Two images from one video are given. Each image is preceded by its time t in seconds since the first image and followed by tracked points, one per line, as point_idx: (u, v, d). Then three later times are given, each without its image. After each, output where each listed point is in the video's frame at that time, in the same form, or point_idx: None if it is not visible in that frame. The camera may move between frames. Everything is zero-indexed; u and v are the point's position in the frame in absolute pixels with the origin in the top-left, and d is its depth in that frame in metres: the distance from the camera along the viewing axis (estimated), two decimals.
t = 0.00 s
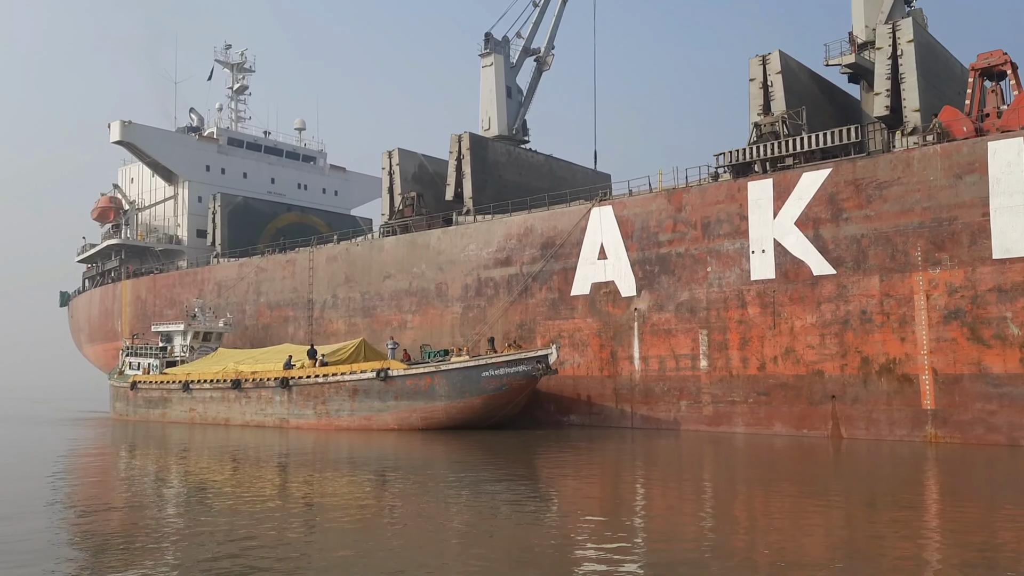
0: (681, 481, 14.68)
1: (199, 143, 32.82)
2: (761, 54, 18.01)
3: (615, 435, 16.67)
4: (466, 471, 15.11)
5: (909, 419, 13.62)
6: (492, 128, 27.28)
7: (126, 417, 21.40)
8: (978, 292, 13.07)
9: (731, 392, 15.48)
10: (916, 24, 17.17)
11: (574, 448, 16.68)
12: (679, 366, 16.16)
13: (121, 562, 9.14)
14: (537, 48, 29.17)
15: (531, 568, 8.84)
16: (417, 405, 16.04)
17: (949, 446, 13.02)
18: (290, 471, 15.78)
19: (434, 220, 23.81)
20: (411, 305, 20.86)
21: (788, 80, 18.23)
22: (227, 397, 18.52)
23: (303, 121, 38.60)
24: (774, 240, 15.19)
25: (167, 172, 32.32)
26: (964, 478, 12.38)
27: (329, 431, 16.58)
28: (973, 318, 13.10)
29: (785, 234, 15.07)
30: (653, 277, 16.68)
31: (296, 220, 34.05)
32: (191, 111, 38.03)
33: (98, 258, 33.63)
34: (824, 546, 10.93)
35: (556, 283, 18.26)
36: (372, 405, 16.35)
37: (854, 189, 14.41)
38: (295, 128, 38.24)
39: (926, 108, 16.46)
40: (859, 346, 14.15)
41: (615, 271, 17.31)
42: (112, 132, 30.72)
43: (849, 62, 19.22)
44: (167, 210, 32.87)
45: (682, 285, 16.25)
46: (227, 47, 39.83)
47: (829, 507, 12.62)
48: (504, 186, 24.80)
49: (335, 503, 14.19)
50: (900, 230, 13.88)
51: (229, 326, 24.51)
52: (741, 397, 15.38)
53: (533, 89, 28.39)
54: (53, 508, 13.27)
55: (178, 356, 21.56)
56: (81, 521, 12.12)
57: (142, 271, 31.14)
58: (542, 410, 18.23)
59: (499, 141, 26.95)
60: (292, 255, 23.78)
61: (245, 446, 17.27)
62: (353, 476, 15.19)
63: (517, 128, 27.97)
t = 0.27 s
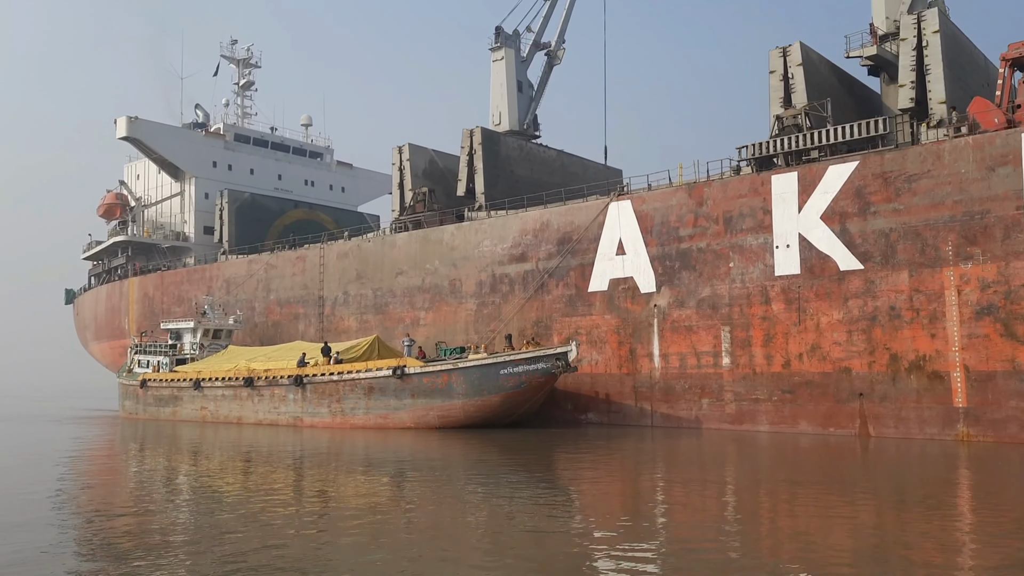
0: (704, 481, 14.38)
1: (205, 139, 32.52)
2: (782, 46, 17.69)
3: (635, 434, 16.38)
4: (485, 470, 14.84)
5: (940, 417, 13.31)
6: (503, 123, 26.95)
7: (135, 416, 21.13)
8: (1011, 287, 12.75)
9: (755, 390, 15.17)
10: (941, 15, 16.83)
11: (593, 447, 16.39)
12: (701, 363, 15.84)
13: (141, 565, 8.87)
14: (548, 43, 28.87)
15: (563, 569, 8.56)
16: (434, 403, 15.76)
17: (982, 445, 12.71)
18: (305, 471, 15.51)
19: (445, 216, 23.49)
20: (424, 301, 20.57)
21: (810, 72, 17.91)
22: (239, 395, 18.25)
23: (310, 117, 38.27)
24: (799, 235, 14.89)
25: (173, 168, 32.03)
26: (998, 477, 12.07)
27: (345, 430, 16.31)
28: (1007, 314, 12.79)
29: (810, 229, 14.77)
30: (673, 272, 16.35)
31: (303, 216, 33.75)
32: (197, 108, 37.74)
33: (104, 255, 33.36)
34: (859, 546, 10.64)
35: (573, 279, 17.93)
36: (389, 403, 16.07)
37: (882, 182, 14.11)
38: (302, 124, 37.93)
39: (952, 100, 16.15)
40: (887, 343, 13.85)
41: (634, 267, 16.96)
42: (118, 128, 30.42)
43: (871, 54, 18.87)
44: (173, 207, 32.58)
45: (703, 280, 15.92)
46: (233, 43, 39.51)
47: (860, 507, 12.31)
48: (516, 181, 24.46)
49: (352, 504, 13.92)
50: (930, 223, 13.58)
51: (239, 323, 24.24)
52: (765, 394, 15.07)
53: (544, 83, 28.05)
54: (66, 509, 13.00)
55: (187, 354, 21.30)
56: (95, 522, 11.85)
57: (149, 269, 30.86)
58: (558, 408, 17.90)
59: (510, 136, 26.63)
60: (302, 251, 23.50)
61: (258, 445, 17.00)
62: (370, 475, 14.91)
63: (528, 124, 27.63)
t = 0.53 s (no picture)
0: (726, 481, 14.11)
1: (212, 136, 32.26)
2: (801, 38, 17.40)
3: (653, 433, 16.10)
4: (502, 471, 14.59)
5: (968, 416, 13.02)
6: (513, 119, 26.66)
7: (144, 415, 20.90)
8: None
9: (777, 389, 14.91)
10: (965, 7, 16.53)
11: (610, 447, 16.13)
12: (721, 362, 15.57)
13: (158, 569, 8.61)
14: (558, 37, 28.57)
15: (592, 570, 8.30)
16: (450, 401, 15.49)
17: (1013, 445, 12.42)
18: (319, 471, 15.26)
19: (457, 213, 23.22)
20: (436, 299, 20.32)
21: (829, 65, 17.62)
22: (250, 394, 18.01)
23: (316, 114, 38.01)
24: (822, 231, 14.62)
25: (179, 165, 31.78)
26: None
27: (358, 429, 16.06)
28: None
29: (834, 224, 14.49)
30: (692, 269, 16.06)
31: (310, 213, 33.48)
32: (202, 104, 37.53)
33: (110, 252, 33.13)
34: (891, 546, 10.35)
35: (588, 276, 17.65)
36: (403, 402, 15.81)
37: (908, 177, 13.82)
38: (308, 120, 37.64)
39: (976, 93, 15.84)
40: (914, 341, 13.57)
41: (651, 264, 16.67)
42: (124, 124, 30.17)
43: (891, 47, 18.57)
44: (179, 204, 32.33)
45: (723, 277, 15.65)
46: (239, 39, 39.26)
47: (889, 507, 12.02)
48: (527, 177, 24.18)
49: (368, 504, 13.68)
50: (959, 219, 13.28)
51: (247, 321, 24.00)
52: (787, 393, 14.80)
53: (554, 78, 27.76)
54: (79, 509, 12.78)
55: (196, 352, 21.07)
56: (111, 523, 11.64)
57: (155, 266, 30.62)
58: (574, 407, 17.61)
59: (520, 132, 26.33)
60: (311, 248, 23.26)
61: (270, 444, 16.76)
62: (385, 476, 14.65)
63: (538, 119, 27.35)
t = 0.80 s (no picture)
0: (745, 480, 13.89)
1: (217, 132, 32.03)
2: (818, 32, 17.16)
3: (669, 432, 15.88)
4: (518, 471, 14.38)
5: (994, 415, 12.79)
6: (522, 115, 26.41)
7: (151, 413, 20.68)
8: None
9: (796, 387, 14.69)
10: None
11: (626, 445, 15.91)
12: (739, 359, 15.34)
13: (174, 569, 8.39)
14: (567, 32, 28.29)
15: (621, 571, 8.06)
16: (464, 400, 15.27)
17: None
18: (331, 471, 15.03)
19: (466, 209, 23.00)
20: (446, 296, 20.10)
21: (847, 59, 17.37)
22: (260, 392, 17.79)
23: (321, 111, 37.78)
24: (843, 226, 14.39)
25: (184, 162, 31.55)
26: None
27: (371, 428, 15.85)
28: None
29: (855, 220, 14.26)
30: (709, 266, 15.83)
31: (316, 210, 33.26)
32: (206, 101, 37.30)
33: (114, 249, 32.91)
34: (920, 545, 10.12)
35: (602, 273, 17.40)
36: (417, 400, 15.59)
37: (932, 171, 13.59)
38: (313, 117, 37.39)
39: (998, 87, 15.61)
40: (938, 338, 13.34)
41: (667, 260, 16.43)
42: (129, 120, 29.94)
43: (909, 41, 18.32)
44: (184, 201, 32.10)
45: (741, 274, 15.42)
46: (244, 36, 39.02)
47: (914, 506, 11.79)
48: (537, 173, 23.95)
49: (383, 504, 13.47)
50: (984, 214, 13.04)
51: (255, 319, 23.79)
52: (807, 391, 14.58)
53: (563, 74, 27.50)
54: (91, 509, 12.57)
55: (204, 350, 20.86)
56: (125, 524, 11.43)
57: (160, 264, 30.40)
58: (588, 406, 17.39)
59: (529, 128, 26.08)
60: (319, 245, 23.05)
61: (280, 443, 16.54)
62: (399, 476, 14.43)
63: (547, 115, 27.10)
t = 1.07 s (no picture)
0: (771, 481, 13.59)
1: (224, 129, 31.74)
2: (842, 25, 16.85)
3: (691, 433, 15.58)
4: (538, 471, 14.08)
5: None
6: (534, 111, 26.08)
7: (161, 412, 20.40)
8: None
9: (823, 386, 14.39)
10: None
11: (646, 446, 15.60)
12: (762, 358, 15.04)
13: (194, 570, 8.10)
14: (578, 28, 27.95)
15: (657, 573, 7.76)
16: (482, 399, 14.97)
17: None
18: (347, 471, 14.74)
19: (479, 206, 22.70)
20: (460, 294, 19.81)
21: (870, 53, 17.06)
22: (273, 391, 17.51)
23: (329, 107, 37.48)
24: (871, 223, 14.09)
25: (192, 159, 31.28)
26: None
27: (387, 428, 15.56)
28: None
29: (884, 216, 13.95)
30: (731, 263, 15.52)
31: (324, 208, 32.94)
32: (213, 97, 37.05)
33: (121, 247, 32.63)
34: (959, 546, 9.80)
35: (621, 270, 17.07)
36: (434, 400, 15.30)
37: (963, 166, 13.28)
38: (321, 114, 37.08)
39: None
40: (969, 336, 13.02)
41: (688, 257, 16.11)
42: (136, 117, 29.68)
43: (933, 35, 17.99)
44: (191, 198, 31.81)
45: (765, 271, 15.11)
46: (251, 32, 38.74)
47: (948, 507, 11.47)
48: (550, 169, 23.64)
49: (400, 505, 13.18)
50: (1018, 209, 12.72)
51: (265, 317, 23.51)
52: (834, 391, 14.28)
53: (575, 69, 27.16)
54: (104, 509, 12.31)
55: (214, 348, 20.58)
56: (139, 524, 11.17)
57: (167, 261, 30.11)
58: (607, 405, 17.09)
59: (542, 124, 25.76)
60: (330, 242, 22.78)
61: (294, 443, 16.25)
62: (417, 476, 14.14)
63: (559, 112, 26.77)
